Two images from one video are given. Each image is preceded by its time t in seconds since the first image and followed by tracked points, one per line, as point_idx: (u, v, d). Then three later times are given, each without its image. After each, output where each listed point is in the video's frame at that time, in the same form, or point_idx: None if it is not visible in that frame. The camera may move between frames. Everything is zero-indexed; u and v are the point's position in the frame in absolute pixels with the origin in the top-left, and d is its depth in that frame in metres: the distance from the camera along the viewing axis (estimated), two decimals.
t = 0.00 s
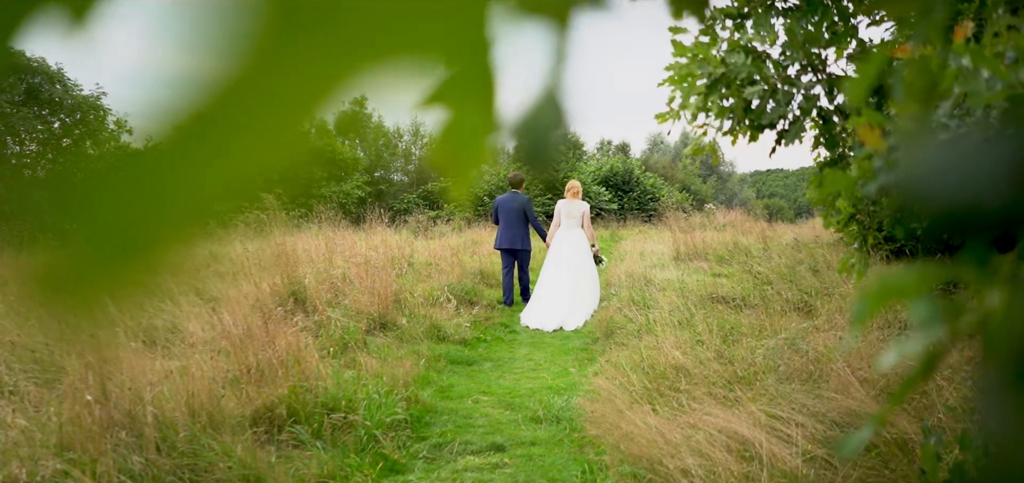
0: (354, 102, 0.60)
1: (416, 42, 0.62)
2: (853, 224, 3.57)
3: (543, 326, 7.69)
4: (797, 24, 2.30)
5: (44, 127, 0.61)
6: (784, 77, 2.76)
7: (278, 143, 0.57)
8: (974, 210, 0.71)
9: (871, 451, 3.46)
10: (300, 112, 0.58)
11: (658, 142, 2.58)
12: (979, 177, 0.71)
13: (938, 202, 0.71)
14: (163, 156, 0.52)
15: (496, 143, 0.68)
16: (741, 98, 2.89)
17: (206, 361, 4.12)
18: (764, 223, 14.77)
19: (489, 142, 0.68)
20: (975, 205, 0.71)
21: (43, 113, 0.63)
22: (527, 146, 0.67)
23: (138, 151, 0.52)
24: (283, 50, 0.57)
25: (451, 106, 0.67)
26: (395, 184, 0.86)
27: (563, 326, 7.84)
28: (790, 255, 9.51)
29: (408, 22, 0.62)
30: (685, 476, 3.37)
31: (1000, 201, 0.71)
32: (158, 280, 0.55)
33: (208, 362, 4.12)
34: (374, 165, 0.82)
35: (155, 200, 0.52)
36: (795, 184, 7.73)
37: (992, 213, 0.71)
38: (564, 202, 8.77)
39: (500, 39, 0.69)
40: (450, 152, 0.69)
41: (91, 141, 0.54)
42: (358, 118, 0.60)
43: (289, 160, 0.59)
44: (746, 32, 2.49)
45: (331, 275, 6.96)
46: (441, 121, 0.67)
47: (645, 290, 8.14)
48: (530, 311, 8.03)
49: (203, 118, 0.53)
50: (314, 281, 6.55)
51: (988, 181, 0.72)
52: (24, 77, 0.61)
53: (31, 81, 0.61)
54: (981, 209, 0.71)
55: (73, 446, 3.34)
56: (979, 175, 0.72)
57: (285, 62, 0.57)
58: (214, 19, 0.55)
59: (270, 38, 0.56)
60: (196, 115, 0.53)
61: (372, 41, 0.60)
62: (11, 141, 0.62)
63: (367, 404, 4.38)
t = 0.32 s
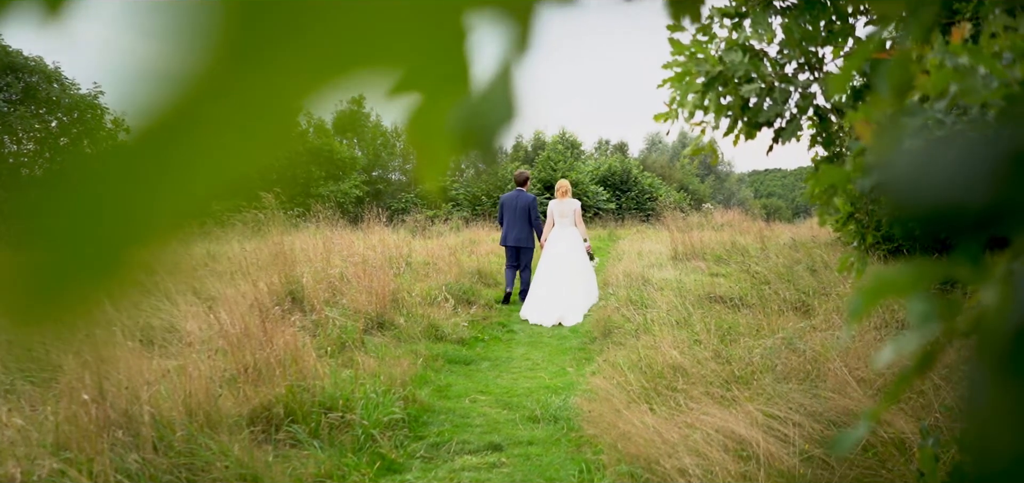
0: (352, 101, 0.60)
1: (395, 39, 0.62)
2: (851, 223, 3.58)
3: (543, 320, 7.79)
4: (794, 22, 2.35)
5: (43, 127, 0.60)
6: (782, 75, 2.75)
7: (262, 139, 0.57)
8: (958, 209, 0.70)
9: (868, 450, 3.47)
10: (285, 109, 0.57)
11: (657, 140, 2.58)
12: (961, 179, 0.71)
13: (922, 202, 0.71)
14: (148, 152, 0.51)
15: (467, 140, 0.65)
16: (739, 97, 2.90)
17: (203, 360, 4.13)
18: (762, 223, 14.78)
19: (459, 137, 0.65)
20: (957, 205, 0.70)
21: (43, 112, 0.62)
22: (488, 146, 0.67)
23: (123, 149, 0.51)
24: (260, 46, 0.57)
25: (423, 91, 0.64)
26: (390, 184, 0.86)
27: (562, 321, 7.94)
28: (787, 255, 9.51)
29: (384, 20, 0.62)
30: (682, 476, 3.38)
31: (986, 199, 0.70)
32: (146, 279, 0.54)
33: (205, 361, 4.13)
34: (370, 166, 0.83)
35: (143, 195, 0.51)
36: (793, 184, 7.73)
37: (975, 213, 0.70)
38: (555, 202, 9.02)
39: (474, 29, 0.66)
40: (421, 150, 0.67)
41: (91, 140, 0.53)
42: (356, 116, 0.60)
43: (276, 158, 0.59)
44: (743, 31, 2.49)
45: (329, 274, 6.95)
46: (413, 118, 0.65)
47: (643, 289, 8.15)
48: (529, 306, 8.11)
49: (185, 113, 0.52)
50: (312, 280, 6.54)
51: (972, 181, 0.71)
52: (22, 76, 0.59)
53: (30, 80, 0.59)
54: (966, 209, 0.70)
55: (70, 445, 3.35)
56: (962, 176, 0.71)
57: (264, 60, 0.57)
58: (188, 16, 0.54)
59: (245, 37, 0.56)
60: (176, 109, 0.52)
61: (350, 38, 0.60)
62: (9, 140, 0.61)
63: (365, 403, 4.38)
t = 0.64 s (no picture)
0: (350, 100, 0.60)
1: (416, 44, 0.63)
2: (849, 224, 3.59)
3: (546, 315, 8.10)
4: (793, 21, 2.34)
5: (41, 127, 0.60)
6: (780, 75, 2.75)
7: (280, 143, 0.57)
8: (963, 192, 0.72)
9: (865, 450, 3.48)
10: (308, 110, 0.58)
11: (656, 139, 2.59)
12: (971, 157, 0.73)
13: (925, 185, 0.74)
14: (164, 157, 0.50)
15: (492, 145, 0.69)
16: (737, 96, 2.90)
17: (202, 360, 4.14)
18: (760, 222, 14.77)
19: (485, 143, 0.68)
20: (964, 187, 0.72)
21: (40, 112, 0.63)
22: (525, 140, 0.67)
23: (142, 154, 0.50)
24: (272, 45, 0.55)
25: (444, 101, 0.68)
26: (389, 184, 0.86)
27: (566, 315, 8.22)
28: (785, 255, 9.51)
29: (403, 23, 0.63)
30: (679, 475, 3.38)
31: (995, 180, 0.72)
32: (168, 284, 0.55)
33: (203, 360, 4.14)
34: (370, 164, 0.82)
35: (158, 200, 0.51)
36: (791, 183, 7.72)
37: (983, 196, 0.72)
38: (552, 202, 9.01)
39: (493, 36, 0.70)
40: (444, 156, 0.70)
41: (88, 139, 0.52)
42: (352, 117, 0.61)
43: (290, 161, 0.59)
44: (741, 30, 2.50)
45: (327, 274, 6.95)
46: (437, 127, 0.68)
47: (641, 289, 8.15)
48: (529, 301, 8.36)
49: (206, 120, 0.53)
50: (309, 279, 6.52)
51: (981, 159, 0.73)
52: (17, 74, 0.58)
53: (28, 77, 0.58)
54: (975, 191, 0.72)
55: (68, 444, 3.35)
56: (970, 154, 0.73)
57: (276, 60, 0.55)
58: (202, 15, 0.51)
59: (280, 41, 0.56)
60: (197, 115, 0.52)
61: (371, 39, 0.60)
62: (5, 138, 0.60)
63: (363, 402, 4.38)
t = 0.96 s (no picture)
0: (348, 100, 0.61)
1: (408, 41, 0.63)
2: (847, 222, 3.60)
3: (545, 310, 8.32)
4: (791, 20, 2.35)
5: (39, 126, 0.59)
6: (779, 75, 2.75)
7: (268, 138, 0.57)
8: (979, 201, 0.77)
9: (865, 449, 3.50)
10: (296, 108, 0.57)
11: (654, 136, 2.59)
12: (984, 169, 0.77)
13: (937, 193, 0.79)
14: (160, 154, 0.50)
15: (481, 146, 0.66)
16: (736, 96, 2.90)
17: (200, 359, 4.15)
18: (759, 222, 14.75)
19: (474, 142, 0.66)
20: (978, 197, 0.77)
21: (39, 110, 0.62)
22: (500, 153, 0.65)
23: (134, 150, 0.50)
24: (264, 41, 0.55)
25: (433, 99, 0.67)
26: (388, 182, 0.86)
27: (566, 311, 8.44)
28: (784, 254, 9.50)
29: (400, 20, 0.63)
30: (678, 475, 3.38)
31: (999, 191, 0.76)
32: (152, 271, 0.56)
33: (201, 360, 4.14)
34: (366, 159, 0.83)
35: (153, 199, 0.50)
36: (791, 182, 7.70)
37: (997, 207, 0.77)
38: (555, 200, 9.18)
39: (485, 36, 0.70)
40: (439, 157, 0.69)
41: (86, 138, 0.52)
42: (350, 115, 0.61)
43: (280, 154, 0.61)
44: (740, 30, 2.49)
45: (325, 273, 6.94)
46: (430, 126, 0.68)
47: (640, 288, 8.14)
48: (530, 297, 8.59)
49: (197, 115, 0.52)
50: (308, 279, 6.51)
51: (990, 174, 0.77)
52: (17, 72, 0.56)
53: (26, 76, 0.57)
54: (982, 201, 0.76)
55: (66, 443, 3.35)
56: (981, 167, 0.77)
57: (266, 56, 0.55)
58: (199, 17, 0.52)
59: (264, 36, 0.55)
60: (190, 111, 0.52)
61: (359, 30, 0.60)
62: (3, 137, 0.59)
63: (361, 401, 4.37)
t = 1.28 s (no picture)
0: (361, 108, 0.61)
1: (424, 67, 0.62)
2: (846, 221, 3.57)
3: (545, 306, 8.63)
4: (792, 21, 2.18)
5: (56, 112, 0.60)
6: (779, 76, 2.76)
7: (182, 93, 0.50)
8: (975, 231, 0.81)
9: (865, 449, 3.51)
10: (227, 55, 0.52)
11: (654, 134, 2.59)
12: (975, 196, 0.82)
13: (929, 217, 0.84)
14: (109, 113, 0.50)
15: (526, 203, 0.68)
16: (736, 97, 2.92)
17: (199, 358, 4.15)
18: (759, 223, 14.74)
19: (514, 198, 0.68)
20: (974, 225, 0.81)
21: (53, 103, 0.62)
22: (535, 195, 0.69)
23: (66, 92, 0.49)
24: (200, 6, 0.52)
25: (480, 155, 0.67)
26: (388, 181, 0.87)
27: (566, 306, 8.77)
28: (784, 254, 9.50)
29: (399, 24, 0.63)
30: (677, 474, 3.38)
31: (1011, 245, 0.76)
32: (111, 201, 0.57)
33: (200, 359, 4.15)
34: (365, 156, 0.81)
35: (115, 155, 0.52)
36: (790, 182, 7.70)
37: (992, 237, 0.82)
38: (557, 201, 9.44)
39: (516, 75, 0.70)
40: (475, 198, 0.67)
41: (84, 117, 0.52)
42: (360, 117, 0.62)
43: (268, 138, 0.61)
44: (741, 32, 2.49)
45: (325, 272, 6.93)
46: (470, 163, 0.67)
47: (639, 288, 8.15)
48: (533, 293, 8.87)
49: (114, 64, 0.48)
50: (308, 278, 6.51)
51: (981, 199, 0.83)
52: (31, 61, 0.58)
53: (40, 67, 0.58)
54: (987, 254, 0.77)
55: (64, 442, 3.34)
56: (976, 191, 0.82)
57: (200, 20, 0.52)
58: None
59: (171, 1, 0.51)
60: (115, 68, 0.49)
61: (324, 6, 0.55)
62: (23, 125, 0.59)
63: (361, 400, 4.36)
